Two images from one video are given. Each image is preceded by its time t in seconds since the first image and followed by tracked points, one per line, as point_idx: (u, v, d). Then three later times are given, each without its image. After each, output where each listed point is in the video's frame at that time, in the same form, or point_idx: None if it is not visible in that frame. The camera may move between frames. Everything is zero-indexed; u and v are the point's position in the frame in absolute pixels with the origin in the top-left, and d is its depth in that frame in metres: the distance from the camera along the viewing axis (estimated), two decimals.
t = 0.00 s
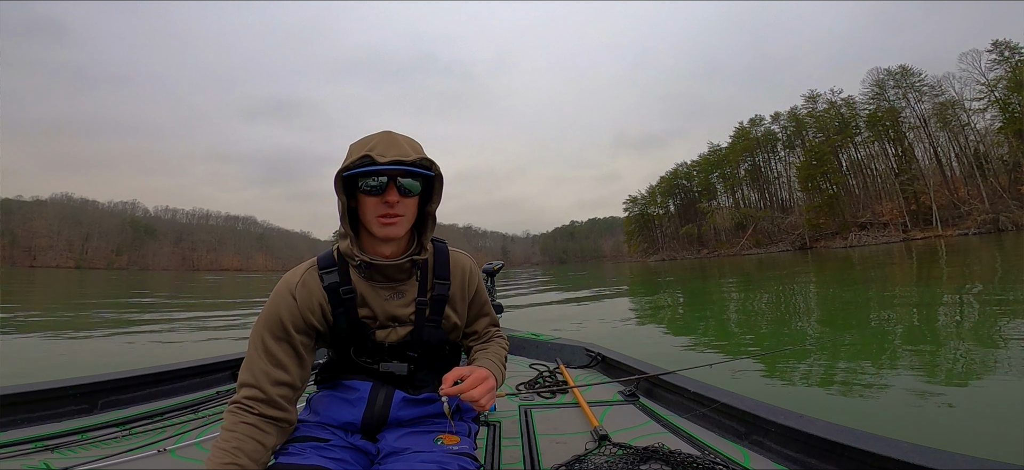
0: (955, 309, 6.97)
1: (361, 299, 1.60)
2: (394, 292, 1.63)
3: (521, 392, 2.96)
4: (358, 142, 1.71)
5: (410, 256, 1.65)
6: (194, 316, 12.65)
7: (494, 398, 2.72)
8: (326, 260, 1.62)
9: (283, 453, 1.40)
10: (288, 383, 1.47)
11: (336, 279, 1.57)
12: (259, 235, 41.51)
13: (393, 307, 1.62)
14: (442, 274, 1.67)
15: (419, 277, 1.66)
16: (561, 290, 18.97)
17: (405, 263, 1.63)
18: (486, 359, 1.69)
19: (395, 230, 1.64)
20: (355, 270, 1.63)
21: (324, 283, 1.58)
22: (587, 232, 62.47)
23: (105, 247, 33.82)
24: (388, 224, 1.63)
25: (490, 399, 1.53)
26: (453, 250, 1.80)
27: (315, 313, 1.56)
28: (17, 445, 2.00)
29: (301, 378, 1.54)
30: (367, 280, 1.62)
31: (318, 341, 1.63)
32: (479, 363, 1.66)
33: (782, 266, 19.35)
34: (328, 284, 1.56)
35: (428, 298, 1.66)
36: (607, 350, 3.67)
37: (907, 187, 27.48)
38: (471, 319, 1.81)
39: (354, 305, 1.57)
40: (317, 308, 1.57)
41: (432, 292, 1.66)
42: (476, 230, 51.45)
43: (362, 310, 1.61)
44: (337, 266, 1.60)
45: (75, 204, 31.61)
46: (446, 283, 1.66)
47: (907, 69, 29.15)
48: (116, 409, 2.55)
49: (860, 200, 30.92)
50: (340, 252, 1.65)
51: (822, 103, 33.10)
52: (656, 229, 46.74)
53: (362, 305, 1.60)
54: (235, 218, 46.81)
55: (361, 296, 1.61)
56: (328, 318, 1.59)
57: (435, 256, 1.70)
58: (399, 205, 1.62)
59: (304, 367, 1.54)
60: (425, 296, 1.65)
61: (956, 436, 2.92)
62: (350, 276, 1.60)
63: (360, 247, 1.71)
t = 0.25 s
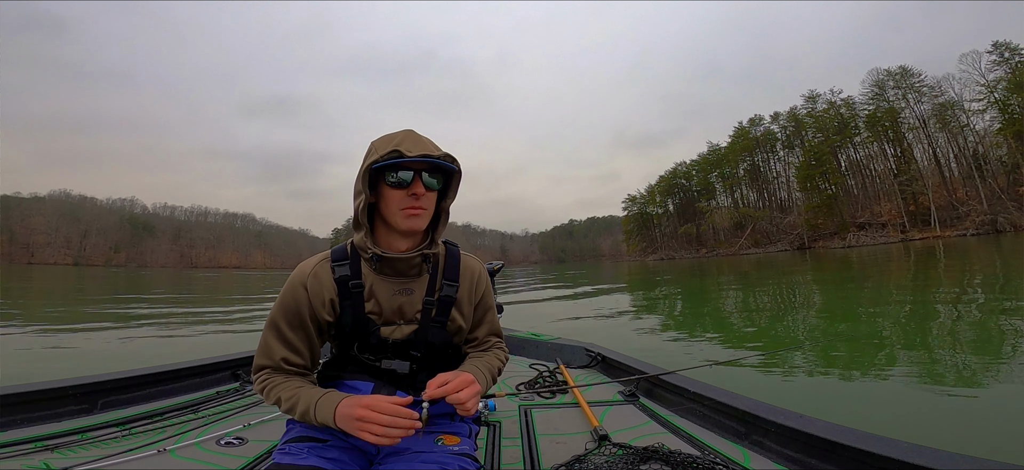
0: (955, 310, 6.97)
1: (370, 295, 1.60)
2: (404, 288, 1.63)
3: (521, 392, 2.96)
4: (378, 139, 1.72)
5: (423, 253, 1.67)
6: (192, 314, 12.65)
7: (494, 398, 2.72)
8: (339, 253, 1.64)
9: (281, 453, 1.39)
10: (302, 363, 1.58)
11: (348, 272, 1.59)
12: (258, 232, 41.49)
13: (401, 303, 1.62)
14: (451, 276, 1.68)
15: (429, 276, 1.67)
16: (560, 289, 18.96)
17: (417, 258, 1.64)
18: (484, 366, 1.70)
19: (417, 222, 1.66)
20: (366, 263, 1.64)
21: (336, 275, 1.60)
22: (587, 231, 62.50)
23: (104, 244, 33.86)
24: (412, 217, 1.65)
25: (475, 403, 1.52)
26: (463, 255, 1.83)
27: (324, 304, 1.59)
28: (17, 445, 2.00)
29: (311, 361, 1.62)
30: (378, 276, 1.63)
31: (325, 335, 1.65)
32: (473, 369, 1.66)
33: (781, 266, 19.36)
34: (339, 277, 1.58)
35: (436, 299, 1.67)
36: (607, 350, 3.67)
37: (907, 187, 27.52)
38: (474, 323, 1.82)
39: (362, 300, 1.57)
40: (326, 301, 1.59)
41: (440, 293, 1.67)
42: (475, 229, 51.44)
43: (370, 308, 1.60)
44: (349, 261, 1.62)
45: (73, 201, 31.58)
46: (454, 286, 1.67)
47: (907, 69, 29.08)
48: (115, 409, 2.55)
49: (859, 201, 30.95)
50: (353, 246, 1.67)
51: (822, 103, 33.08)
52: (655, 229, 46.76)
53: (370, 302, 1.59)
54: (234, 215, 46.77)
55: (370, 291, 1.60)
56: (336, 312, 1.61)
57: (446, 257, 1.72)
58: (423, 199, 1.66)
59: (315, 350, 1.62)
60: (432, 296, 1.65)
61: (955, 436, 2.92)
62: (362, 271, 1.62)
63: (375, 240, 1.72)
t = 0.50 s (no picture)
0: (951, 307, 6.96)
1: (373, 293, 1.59)
2: (406, 286, 1.62)
3: (521, 392, 2.95)
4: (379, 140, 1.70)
5: (425, 250, 1.67)
6: (189, 311, 12.66)
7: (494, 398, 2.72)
8: (343, 253, 1.64)
9: (281, 453, 1.39)
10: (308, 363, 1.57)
11: (351, 272, 1.59)
12: (256, 230, 41.48)
13: (404, 299, 1.61)
14: (453, 272, 1.69)
15: (430, 273, 1.67)
16: (556, 285, 18.95)
17: (422, 255, 1.65)
18: (485, 361, 1.70)
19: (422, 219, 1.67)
20: (370, 262, 1.63)
21: (339, 275, 1.59)
22: (585, 228, 62.50)
23: (102, 242, 33.72)
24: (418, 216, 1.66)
25: (473, 396, 1.53)
26: (462, 252, 1.82)
27: (330, 303, 1.58)
28: (17, 445, 1.99)
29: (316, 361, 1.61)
30: (380, 273, 1.62)
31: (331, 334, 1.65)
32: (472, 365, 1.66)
33: (778, 263, 19.33)
34: (343, 276, 1.58)
35: (438, 296, 1.67)
36: (607, 350, 3.67)
37: (905, 185, 27.51)
38: (475, 319, 1.82)
39: (365, 297, 1.57)
40: (331, 299, 1.58)
41: (442, 290, 1.67)
42: (473, 226, 51.42)
43: (373, 306, 1.60)
44: (352, 259, 1.62)
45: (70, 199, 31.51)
46: (456, 282, 1.68)
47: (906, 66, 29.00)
48: (115, 409, 2.55)
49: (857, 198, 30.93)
50: (357, 245, 1.66)
51: (820, 100, 33.00)
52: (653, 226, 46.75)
53: (374, 298, 1.59)
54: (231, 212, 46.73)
55: (373, 288, 1.60)
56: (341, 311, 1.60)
57: (448, 254, 1.72)
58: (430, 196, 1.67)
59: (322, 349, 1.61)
60: (435, 293, 1.65)
61: (954, 437, 2.92)
62: (366, 269, 1.62)
63: (379, 239, 1.72)
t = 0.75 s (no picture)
0: (947, 303, 7.00)
1: (367, 289, 1.63)
2: (399, 284, 1.66)
3: (521, 392, 2.96)
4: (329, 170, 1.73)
5: (408, 253, 1.66)
6: (185, 311, 12.62)
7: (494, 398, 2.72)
8: (341, 251, 1.71)
9: (282, 452, 1.39)
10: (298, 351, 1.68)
11: (346, 269, 1.64)
12: (253, 229, 41.38)
13: (400, 296, 1.64)
14: (449, 270, 1.69)
15: (426, 270, 1.69)
16: (554, 283, 18.93)
17: (403, 259, 1.65)
18: (491, 356, 1.69)
19: (364, 247, 1.65)
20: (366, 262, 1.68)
21: (336, 271, 1.65)
22: (583, 225, 62.50)
23: (99, 243, 33.25)
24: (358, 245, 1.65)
25: (484, 391, 1.50)
26: (461, 250, 1.82)
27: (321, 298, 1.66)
28: (17, 445, 1.99)
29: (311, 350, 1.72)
30: (373, 271, 1.66)
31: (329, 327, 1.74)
32: (479, 359, 1.65)
33: (777, 259, 19.35)
34: (339, 273, 1.63)
35: (434, 292, 1.66)
36: (607, 350, 3.67)
37: (902, 181, 27.57)
38: (474, 316, 1.80)
39: (361, 294, 1.61)
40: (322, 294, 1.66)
41: (438, 286, 1.67)
42: (470, 224, 51.35)
43: (370, 301, 1.63)
44: (348, 258, 1.67)
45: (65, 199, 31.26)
46: (452, 279, 1.68)
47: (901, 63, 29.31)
48: (115, 410, 2.54)
49: (854, 195, 30.99)
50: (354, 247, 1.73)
51: (818, 97, 33.02)
52: (651, 223, 46.78)
53: (369, 295, 1.63)
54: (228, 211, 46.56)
55: (368, 285, 1.65)
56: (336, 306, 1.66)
57: (443, 253, 1.73)
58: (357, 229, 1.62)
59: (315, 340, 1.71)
60: (430, 289, 1.65)
61: (954, 436, 2.93)
62: (361, 267, 1.66)
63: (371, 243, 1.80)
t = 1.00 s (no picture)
0: (945, 301, 7.02)
1: (357, 292, 1.64)
2: (386, 285, 1.64)
3: (521, 392, 2.95)
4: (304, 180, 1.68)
5: (389, 257, 1.61)
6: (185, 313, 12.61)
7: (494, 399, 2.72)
8: (332, 255, 1.71)
9: (280, 451, 1.39)
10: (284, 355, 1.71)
11: (336, 273, 1.65)
12: (252, 231, 41.34)
13: (387, 298, 1.63)
14: (438, 268, 1.66)
15: (414, 270, 1.66)
16: (553, 283, 18.93)
17: (385, 263, 1.61)
18: (495, 352, 1.67)
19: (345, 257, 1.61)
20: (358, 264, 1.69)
21: (328, 274, 1.67)
22: (582, 225, 62.57)
23: (97, 245, 33.58)
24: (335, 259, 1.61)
25: (500, 395, 1.48)
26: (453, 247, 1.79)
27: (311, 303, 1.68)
28: (17, 445, 1.98)
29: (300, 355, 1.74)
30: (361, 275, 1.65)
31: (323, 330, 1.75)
32: (491, 356, 1.64)
33: (776, 258, 19.38)
34: (330, 276, 1.64)
35: (424, 293, 1.64)
36: (607, 350, 3.67)
37: (899, 180, 27.65)
38: (470, 314, 1.77)
39: (351, 296, 1.62)
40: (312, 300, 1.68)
41: (427, 286, 1.64)
42: (469, 225, 51.34)
43: (360, 302, 1.63)
44: (338, 262, 1.68)
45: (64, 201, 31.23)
46: (441, 278, 1.65)
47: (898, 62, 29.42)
48: (115, 409, 2.53)
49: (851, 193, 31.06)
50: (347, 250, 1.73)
51: (815, 96, 33.10)
52: (649, 223, 46.83)
53: (359, 298, 1.63)
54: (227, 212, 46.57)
55: (358, 287, 1.65)
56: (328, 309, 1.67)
57: (434, 252, 1.70)
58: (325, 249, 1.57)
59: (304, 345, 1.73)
60: (420, 289, 1.63)
61: (953, 436, 2.94)
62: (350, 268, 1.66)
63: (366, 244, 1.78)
